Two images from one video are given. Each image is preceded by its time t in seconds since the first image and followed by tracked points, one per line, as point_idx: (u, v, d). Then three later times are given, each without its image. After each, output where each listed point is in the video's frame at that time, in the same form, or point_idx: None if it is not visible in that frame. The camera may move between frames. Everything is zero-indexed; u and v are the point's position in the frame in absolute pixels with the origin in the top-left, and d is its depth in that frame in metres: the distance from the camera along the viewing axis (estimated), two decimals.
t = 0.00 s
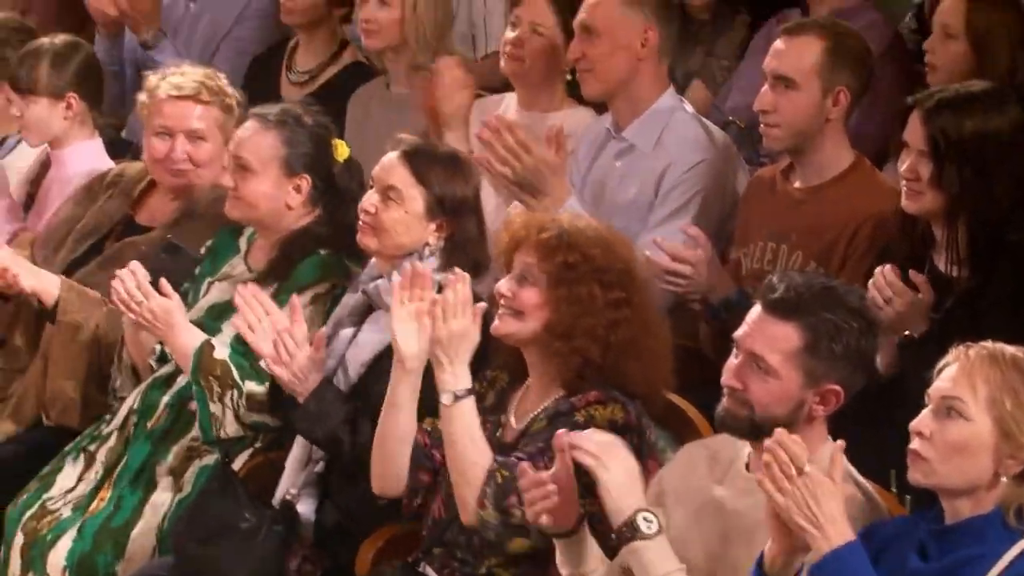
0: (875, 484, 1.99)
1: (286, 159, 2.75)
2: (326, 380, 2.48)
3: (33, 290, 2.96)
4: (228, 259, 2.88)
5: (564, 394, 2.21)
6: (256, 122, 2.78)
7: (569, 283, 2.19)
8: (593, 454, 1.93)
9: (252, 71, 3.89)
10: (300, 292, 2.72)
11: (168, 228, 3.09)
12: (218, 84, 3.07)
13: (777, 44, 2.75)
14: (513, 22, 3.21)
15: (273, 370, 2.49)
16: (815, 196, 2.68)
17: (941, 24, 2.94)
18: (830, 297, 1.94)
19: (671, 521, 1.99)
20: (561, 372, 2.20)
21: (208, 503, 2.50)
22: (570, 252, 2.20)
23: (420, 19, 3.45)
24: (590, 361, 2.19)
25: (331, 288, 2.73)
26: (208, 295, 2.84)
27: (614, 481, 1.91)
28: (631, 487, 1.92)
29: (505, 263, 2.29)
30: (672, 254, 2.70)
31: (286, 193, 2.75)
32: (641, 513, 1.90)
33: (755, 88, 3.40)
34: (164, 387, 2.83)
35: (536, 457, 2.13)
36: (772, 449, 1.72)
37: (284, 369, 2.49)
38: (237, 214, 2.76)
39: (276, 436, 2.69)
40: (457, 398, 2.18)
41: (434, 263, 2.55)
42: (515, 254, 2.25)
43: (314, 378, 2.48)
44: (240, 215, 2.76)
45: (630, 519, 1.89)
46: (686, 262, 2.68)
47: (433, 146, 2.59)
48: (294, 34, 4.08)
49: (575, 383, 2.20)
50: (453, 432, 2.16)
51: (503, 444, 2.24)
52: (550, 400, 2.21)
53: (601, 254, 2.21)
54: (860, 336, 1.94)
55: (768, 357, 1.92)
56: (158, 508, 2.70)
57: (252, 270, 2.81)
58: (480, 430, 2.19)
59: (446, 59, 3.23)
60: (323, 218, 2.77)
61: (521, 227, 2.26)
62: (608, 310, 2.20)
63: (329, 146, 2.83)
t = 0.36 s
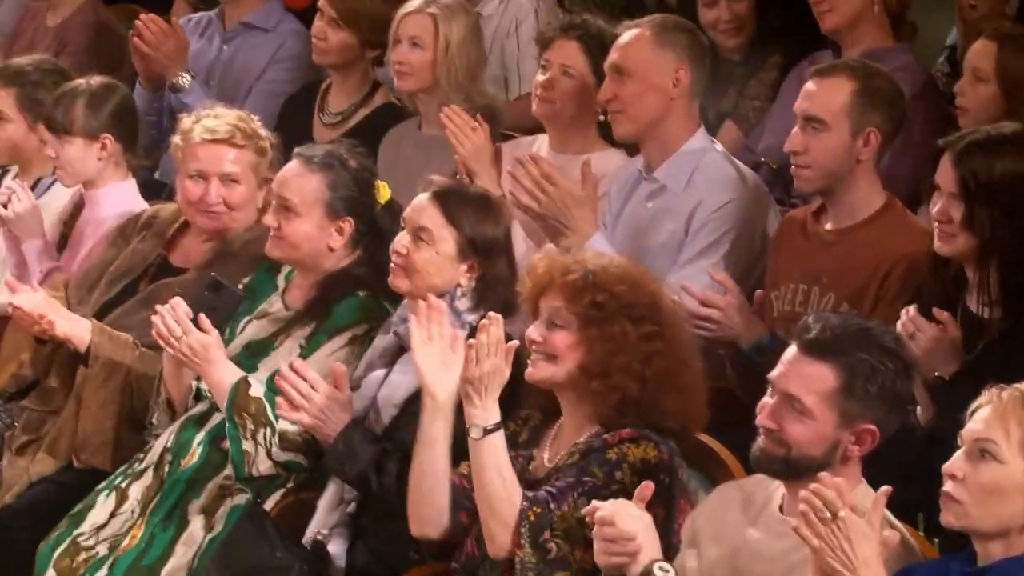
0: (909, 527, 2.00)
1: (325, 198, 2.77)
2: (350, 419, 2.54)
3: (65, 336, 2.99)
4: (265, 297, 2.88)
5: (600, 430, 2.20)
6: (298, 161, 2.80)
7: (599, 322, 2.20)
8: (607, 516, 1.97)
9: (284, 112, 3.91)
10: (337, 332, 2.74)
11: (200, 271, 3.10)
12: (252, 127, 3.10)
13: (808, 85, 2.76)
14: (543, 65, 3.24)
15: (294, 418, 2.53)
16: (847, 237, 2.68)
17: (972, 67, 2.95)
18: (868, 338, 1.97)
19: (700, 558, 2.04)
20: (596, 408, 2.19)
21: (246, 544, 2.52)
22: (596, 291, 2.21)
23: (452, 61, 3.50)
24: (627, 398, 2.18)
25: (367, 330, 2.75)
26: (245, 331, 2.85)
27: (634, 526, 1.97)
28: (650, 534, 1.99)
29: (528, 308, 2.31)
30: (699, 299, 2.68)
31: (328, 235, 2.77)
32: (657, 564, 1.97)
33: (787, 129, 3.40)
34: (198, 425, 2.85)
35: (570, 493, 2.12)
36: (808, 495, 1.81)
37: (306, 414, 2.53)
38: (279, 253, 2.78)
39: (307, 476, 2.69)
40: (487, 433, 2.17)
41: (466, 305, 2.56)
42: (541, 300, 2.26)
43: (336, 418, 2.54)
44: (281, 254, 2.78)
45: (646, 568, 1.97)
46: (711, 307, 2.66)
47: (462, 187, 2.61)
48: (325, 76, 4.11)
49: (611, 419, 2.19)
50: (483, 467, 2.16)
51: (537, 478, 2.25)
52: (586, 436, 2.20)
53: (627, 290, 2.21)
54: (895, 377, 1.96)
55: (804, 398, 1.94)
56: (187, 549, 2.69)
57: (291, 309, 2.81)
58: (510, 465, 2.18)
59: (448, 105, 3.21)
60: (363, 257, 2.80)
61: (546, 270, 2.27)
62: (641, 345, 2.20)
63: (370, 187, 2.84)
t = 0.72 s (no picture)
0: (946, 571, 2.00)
1: (359, 238, 2.79)
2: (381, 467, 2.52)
3: (103, 373, 3.00)
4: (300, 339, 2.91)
5: (635, 470, 2.19)
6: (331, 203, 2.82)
7: (640, 362, 2.20)
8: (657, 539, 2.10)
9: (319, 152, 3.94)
10: (371, 372, 2.75)
11: (236, 310, 3.10)
12: (283, 166, 3.12)
13: (843, 125, 2.74)
14: (577, 106, 3.24)
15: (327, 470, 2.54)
16: (885, 277, 2.67)
17: (1006, 109, 2.94)
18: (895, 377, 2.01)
19: None
20: (633, 449, 2.19)
21: None
22: (638, 330, 2.21)
23: (488, 101, 3.52)
24: (665, 440, 2.18)
25: (401, 369, 2.76)
26: (279, 372, 2.86)
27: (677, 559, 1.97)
28: (692, 574, 2.09)
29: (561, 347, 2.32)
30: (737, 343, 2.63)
31: (362, 275, 2.79)
32: None
33: (822, 169, 3.41)
34: (233, 465, 2.85)
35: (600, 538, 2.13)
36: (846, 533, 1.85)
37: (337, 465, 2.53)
38: (313, 294, 2.80)
39: (342, 517, 2.70)
40: (518, 477, 2.17)
41: (498, 342, 2.57)
42: (579, 338, 2.26)
43: (368, 469, 2.52)
44: (315, 295, 2.80)
45: None
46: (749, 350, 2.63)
47: (491, 225, 2.60)
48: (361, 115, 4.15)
49: (647, 460, 2.18)
50: (514, 510, 2.16)
51: (570, 522, 2.25)
52: (621, 477, 2.20)
53: (670, 330, 2.22)
54: (926, 416, 2.01)
55: (834, 438, 1.99)
56: None
57: (325, 351, 2.83)
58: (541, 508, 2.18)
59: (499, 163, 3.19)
60: (396, 298, 2.81)
61: (585, 309, 2.27)
62: (682, 387, 2.20)
63: (403, 227, 2.86)
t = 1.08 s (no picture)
0: None
1: (384, 277, 2.81)
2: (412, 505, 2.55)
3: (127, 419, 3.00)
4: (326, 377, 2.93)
5: (663, 510, 2.20)
6: (354, 245, 2.83)
7: (669, 400, 2.21)
8: None
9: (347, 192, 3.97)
10: (397, 411, 2.75)
11: (262, 349, 3.10)
12: (306, 209, 3.13)
13: (871, 164, 2.74)
14: (603, 146, 3.25)
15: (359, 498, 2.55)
16: (912, 317, 2.68)
17: None
18: (925, 418, 2.03)
19: None
20: (662, 488, 2.20)
21: None
22: (665, 368, 2.22)
23: (516, 140, 3.53)
24: (694, 476, 2.19)
25: (427, 407, 2.76)
26: (306, 413, 2.88)
27: None
28: None
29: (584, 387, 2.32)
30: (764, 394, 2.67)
31: (387, 314, 2.81)
32: None
33: (850, 210, 3.43)
34: (259, 505, 2.84)
35: None
36: None
37: (370, 497, 2.54)
38: (339, 334, 2.81)
39: (369, 556, 2.70)
40: (560, 522, 2.18)
41: (527, 380, 2.58)
42: (604, 377, 2.27)
43: (401, 505, 2.54)
44: (341, 335, 2.81)
45: None
46: (777, 398, 2.67)
47: (525, 264, 2.63)
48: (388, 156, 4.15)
49: (676, 499, 2.19)
50: (553, 556, 2.17)
51: (600, 561, 2.25)
52: (648, 519, 2.21)
53: (696, 368, 2.22)
54: (956, 457, 2.02)
55: (864, 479, 2.01)
56: None
57: (352, 391, 2.85)
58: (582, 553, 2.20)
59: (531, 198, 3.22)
60: (421, 336, 2.82)
61: (610, 348, 2.28)
62: (709, 425, 2.21)
63: (427, 267, 2.86)
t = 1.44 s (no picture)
0: None
1: (408, 308, 2.81)
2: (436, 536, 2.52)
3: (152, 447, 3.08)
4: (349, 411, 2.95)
5: (691, 543, 2.21)
6: (383, 275, 2.85)
7: (697, 432, 2.20)
8: None
9: (373, 228, 3.99)
10: (422, 445, 2.74)
11: (289, 383, 3.11)
12: (333, 242, 3.14)
13: (898, 199, 2.74)
14: (628, 182, 3.26)
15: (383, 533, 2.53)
16: (940, 351, 2.67)
17: None
18: (951, 451, 2.02)
19: None
20: (691, 521, 2.20)
21: None
22: (691, 401, 2.21)
23: (542, 175, 3.54)
24: (721, 508, 2.18)
25: (452, 442, 2.75)
26: (330, 448, 2.89)
27: None
28: None
29: (607, 423, 2.31)
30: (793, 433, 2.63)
31: (412, 346, 2.81)
32: None
33: (876, 243, 3.40)
34: (285, 540, 2.85)
35: None
36: None
37: (395, 531, 2.52)
38: (364, 366, 2.81)
39: None
40: (587, 561, 2.22)
41: (554, 415, 2.57)
42: (628, 413, 2.26)
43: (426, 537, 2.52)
44: (366, 367, 2.81)
45: None
46: (806, 432, 2.63)
47: (553, 299, 2.63)
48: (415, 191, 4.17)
49: (704, 531, 2.19)
50: None
51: None
52: (677, 551, 2.21)
53: (721, 400, 2.21)
54: (983, 491, 2.01)
55: (890, 513, 2.01)
56: None
57: (376, 425, 2.85)
58: None
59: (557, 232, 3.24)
60: (446, 370, 2.82)
61: (634, 381, 2.27)
62: (736, 456, 2.19)
63: (453, 301, 2.87)
